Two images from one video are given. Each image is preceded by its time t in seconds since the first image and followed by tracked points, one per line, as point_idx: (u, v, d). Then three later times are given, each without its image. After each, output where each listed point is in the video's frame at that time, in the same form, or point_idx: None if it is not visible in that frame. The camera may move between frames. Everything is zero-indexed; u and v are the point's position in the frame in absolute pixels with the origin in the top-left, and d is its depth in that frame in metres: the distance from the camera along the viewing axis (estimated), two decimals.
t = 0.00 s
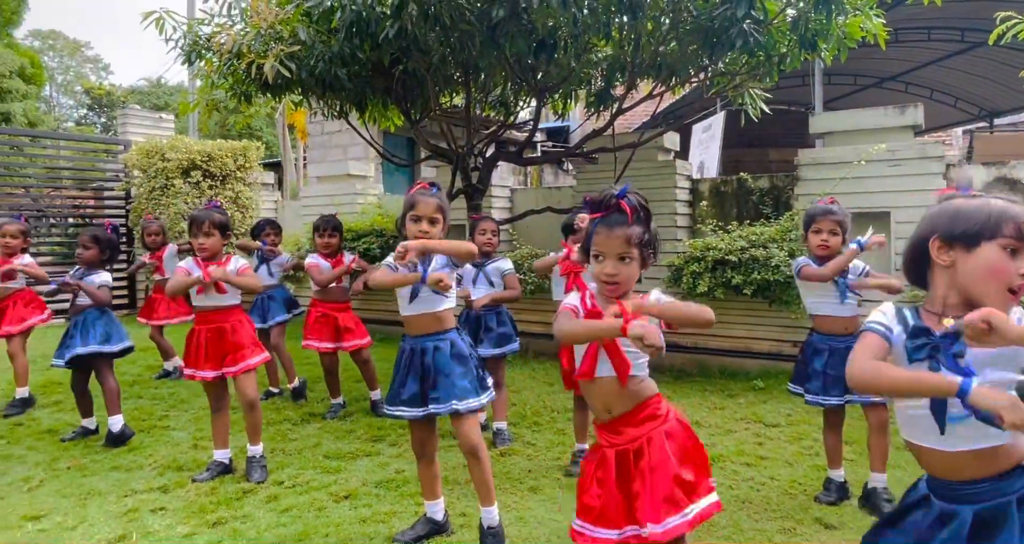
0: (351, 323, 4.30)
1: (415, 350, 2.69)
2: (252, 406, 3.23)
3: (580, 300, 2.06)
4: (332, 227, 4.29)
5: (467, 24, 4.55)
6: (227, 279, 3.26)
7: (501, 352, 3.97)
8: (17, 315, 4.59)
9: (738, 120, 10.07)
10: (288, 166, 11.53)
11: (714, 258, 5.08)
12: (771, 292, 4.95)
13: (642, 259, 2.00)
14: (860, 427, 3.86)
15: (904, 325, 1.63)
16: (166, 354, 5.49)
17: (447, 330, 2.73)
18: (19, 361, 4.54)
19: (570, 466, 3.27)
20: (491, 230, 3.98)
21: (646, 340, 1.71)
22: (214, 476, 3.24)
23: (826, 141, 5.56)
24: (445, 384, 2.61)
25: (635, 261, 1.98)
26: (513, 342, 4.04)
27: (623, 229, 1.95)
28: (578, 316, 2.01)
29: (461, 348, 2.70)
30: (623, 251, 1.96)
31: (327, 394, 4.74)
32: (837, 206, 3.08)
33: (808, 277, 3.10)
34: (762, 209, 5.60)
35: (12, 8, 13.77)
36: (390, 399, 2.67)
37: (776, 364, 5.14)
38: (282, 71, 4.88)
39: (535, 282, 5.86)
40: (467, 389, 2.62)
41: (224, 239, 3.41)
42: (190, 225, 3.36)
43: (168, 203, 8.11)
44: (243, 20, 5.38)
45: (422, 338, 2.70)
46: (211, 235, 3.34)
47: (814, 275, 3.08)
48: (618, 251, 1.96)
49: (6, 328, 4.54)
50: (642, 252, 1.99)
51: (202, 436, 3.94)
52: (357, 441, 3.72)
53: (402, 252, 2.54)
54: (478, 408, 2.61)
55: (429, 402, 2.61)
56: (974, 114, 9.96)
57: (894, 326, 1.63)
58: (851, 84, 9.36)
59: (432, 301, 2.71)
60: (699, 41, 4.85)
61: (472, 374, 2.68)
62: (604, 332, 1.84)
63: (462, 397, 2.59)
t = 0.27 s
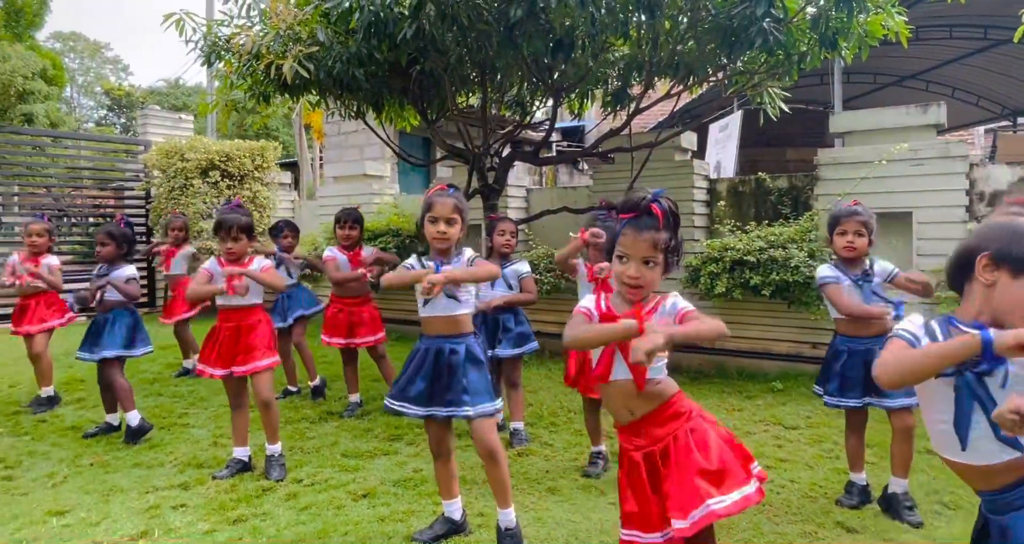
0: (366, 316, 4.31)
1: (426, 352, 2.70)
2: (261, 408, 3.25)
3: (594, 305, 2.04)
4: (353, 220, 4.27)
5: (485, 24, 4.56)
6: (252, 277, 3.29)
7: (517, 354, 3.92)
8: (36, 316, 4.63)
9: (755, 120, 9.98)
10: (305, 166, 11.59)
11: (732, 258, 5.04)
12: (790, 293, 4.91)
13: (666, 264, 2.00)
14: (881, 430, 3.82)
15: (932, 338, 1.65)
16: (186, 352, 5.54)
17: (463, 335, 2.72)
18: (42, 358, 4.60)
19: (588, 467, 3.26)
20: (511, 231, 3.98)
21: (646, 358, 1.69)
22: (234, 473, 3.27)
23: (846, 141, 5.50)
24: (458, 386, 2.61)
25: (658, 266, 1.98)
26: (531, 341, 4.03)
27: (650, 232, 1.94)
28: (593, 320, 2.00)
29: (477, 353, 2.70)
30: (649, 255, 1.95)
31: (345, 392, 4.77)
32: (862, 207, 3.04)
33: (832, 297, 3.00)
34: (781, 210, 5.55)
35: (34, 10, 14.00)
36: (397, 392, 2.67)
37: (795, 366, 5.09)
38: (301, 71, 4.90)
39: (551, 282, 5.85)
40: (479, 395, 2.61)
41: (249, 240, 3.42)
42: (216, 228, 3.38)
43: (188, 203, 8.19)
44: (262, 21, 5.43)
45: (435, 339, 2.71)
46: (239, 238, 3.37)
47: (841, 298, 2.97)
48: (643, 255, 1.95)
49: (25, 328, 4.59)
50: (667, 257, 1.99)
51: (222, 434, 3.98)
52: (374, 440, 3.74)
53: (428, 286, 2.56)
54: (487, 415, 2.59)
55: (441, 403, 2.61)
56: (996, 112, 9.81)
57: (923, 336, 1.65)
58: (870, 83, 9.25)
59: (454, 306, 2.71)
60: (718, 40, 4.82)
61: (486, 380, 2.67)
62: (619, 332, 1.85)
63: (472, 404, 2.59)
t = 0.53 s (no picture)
0: (384, 316, 4.33)
1: (444, 350, 2.71)
2: (285, 406, 3.28)
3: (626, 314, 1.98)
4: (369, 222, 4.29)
5: (501, 24, 4.58)
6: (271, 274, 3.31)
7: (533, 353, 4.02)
8: (51, 317, 4.70)
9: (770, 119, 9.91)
10: (319, 165, 11.66)
11: (748, 259, 5.01)
12: (807, 293, 4.87)
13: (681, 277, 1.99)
14: (899, 433, 3.78)
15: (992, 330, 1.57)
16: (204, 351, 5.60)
17: (470, 326, 2.71)
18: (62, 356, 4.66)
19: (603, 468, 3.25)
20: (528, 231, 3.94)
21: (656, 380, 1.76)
22: (251, 471, 3.29)
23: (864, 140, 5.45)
24: (477, 378, 2.61)
25: (673, 280, 1.96)
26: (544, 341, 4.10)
27: (665, 246, 1.93)
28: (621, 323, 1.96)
29: (492, 340, 2.69)
30: (665, 268, 1.94)
31: (360, 391, 4.80)
32: (884, 205, 3.01)
33: (847, 272, 3.03)
34: (797, 210, 5.50)
35: (53, 12, 14.20)
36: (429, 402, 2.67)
37: (812, 367, 5.06)
38: (317, 72, 4.93)
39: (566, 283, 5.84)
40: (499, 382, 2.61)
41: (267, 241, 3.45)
42: (236, 228, 3.41)
43: (204, 202, 8.26)
44: (279, 22, 5.46)
45: (449, 336, 2.71)
46: (258, 238, 3.40)
47: (853, 269, 2.99)
48: (658, 267, 1.94)
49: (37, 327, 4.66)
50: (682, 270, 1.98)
51: (239, 432, 4.01)
52: (390, 439, 3.75)
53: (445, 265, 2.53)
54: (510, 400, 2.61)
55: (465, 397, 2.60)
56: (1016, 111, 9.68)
57: (980, 327, 1.57)
58: (887, 81, 9.16)
59: (460, 301, 2.73)
60: (734, 39, 4.79)
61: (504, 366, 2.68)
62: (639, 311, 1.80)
63: (496, 389, 2.59)
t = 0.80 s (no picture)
0: (401, 317, 4.36)
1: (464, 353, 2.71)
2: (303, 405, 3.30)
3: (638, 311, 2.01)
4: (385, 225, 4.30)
5: (515, 24, 4.57)
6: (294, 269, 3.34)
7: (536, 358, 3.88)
8: (75, 311, 4.75)
9: (784, 118, 9.84)
10: (332, 165, 11.70)
11: (763, 259, 4.97)
12: (822, 294, 4.82)
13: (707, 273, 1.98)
14: (917, 435, 3.74)
15: None
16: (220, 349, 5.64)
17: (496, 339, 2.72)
18: (81, 353, 4.71)
19: (618, 469, 3.24)
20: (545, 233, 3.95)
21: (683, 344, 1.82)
22: (267, 470, 3.31)
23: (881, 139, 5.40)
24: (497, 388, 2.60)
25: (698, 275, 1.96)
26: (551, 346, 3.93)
27: (696, 237, 1.92)
28: (636, 322, 1.97)
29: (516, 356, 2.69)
30: (692, 260, 1.93)
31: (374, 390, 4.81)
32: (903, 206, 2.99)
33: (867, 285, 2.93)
34: (813, 210, 5.46)
35: (69, 13, 14.35)
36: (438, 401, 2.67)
37: (827, 368, 5.02)
38: (332, 72, 4.95)
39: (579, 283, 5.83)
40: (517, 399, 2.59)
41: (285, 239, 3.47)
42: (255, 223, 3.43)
43: (219, 202, 8.31)
44: (294, 23, 5.49)
45: (470, 340, 2.72)
46: (272, 233, 3.41)
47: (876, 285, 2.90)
48: (685, 260, 1.93)
49: (65, 324, 4.71)
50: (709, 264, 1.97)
51: (255, 430, 4.03)
52: (404, 438, 3.76)
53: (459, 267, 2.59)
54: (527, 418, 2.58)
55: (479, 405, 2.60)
56: None
57: None
58: (903, 80, 9.07)
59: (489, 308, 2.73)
60: (750, 37, 4.75)
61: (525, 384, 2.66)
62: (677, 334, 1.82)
63: (513, 405, 2.57)
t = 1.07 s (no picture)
0: (415, 314, 4.36)
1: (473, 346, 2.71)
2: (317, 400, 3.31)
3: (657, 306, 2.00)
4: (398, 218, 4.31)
5: (527, 22, 4.57)
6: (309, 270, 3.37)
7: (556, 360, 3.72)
8: (90, 313, 4.83)
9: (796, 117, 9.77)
10: (343, 165, 11.74)
11: (777, 258, 4.94)
12: (837, 294, 4.78)
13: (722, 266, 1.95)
14: (933, 436, 3.71)
15: None
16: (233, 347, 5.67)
17: (503, 324, 2.70)
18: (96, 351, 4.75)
19: (630, 468, 3.23)
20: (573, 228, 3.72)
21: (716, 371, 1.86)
22: (280, 467, 3.32)
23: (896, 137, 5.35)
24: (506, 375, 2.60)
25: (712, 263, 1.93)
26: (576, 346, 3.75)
27: (711, 231, 1.90)
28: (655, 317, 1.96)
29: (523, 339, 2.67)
30: (707, 255, 1.91)
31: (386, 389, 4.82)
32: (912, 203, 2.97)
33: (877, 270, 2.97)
34: (827, 209, 5.41)
35: (84, 15, 14.50)
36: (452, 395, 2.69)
37: (841, 369, 4.98)
38: (344, 71, 4.96)
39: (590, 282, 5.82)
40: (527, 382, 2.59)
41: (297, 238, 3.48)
42: (266, 223, 3.46)
43: (232, 201, 8.36)
44: (306, 22, 5.50)
45: (481, 333, 2.71)
46: (281, 232, 3.42)
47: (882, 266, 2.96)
48: (700, 253, 1.91)
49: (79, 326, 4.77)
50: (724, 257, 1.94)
51: (267, 428, 4.05)
52: (416, 437, 3.77)
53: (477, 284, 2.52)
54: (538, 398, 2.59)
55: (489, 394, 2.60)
56: None
57: None
58: (918, 78, 8.98)
59: (490, 303, 2.70)
60: (763, 35, 4.72)
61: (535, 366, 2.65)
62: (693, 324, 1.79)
63: (522, 388, 2.58)
